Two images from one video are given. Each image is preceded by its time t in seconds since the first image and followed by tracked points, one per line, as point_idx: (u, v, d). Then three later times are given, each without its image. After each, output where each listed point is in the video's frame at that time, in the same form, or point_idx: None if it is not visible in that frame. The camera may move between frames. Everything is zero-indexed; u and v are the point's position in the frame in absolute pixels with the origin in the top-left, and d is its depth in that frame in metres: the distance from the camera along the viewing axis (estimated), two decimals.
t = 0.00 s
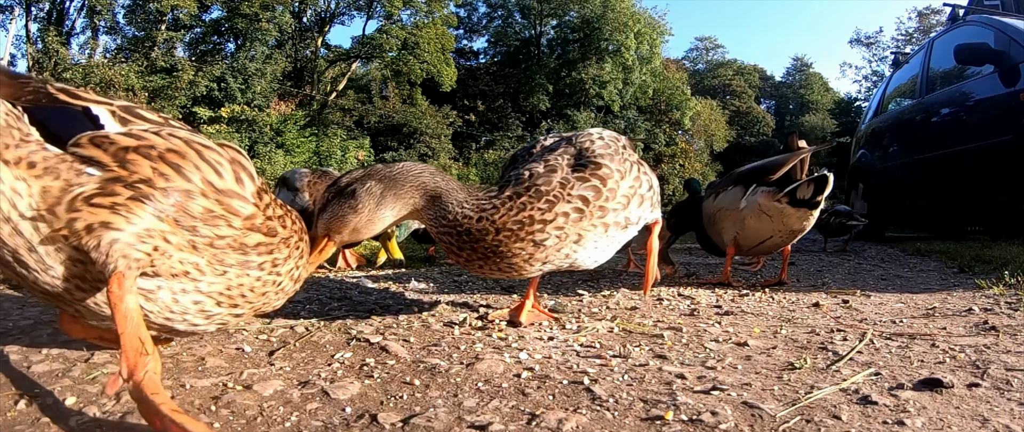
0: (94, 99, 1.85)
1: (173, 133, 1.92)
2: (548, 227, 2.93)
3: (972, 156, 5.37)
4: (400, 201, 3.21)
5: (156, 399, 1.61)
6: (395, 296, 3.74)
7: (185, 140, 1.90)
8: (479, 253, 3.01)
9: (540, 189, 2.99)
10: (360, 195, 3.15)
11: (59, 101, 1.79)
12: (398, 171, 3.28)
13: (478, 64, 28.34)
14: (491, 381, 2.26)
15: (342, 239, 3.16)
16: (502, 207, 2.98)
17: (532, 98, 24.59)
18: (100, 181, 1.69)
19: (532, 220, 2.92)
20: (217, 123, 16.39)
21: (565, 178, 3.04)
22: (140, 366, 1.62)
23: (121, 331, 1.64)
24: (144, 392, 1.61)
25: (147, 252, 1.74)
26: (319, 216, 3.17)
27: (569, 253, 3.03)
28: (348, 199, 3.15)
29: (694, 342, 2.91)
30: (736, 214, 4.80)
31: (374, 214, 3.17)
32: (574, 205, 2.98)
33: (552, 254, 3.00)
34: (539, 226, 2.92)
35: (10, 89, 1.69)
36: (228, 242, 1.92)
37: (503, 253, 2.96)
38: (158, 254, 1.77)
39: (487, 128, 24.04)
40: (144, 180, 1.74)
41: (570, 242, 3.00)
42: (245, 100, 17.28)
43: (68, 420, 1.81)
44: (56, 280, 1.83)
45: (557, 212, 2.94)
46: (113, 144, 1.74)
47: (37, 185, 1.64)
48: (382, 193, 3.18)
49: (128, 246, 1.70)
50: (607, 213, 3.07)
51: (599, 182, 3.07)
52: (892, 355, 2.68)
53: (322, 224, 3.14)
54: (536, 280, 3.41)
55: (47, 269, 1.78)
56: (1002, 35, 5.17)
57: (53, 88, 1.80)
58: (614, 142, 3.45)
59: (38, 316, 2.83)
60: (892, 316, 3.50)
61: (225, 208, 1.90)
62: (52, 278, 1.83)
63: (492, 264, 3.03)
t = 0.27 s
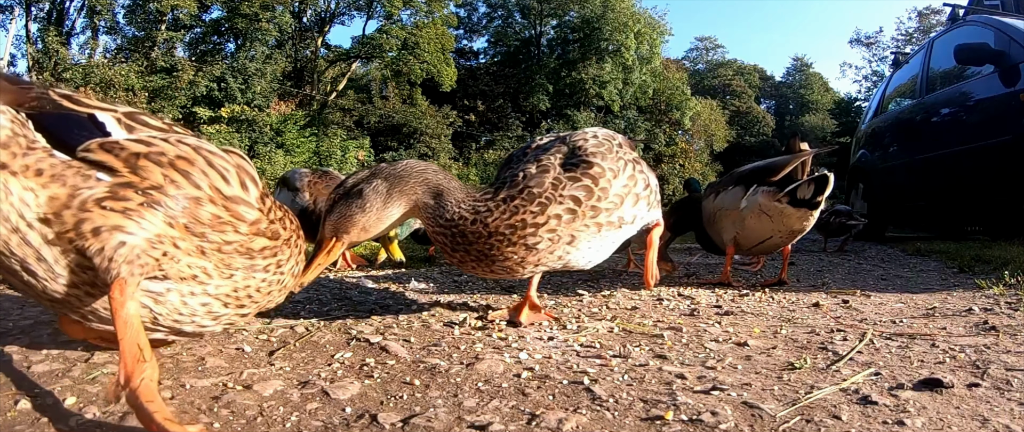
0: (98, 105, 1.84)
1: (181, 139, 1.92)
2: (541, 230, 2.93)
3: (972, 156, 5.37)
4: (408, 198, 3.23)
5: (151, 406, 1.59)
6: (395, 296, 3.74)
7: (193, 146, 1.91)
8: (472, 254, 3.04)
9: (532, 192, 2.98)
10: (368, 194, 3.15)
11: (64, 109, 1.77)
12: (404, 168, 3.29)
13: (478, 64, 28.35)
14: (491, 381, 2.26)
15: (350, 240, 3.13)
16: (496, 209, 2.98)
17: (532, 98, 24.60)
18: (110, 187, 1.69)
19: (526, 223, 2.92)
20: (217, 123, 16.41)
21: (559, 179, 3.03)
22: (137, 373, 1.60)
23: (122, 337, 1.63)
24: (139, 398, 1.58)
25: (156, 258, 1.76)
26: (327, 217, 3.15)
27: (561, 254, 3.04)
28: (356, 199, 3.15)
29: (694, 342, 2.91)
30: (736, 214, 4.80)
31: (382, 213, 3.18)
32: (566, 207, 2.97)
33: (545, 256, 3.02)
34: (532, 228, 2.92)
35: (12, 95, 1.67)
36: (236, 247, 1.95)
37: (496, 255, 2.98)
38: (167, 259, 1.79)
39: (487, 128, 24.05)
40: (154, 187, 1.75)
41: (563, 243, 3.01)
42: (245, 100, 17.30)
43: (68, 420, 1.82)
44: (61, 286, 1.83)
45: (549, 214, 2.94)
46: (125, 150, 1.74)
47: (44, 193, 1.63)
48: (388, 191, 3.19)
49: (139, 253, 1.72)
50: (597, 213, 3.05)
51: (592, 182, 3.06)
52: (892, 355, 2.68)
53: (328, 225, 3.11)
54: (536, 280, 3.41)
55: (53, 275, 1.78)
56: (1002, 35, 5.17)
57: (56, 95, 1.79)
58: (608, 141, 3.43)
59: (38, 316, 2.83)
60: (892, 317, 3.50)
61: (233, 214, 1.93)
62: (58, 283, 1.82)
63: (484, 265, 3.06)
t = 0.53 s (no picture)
0: (90, 96, 1.87)
1: (169, 131, 1.92)
2: (554, 224, 2.92)
3: (973, 155, 5.36)
4: (398, 203, 3.20)
5: (157, 394, 1.63)
6: (395, 296, 3.74)
7: (179, 137, 1.91)
8: (485, 251, 2.99)
9: (546, 188, 2.99)
10: (355, 198, 3.12)
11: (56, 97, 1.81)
12: (395, 174, 3.26)
13: (478, 64, 28.34)
14: (491, 380, 2.26)
15: (334, 240, 3.12)
16: (508, 204, 2.98)
17: (532, 98, 24.61)
18: (93, 179, 1.71)
19: (538, 217, 2.92)
20: (217, 123, 16.41)
21: (571, 177, 3.05)
22: (140, 363, 1.63)
23: (119, 328, 1.65)
24: (143, 389, 1.62)
25: (134, 249, 1.74)
26: (313, 218, 3.13)
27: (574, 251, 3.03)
28: (341, 200, 3.13)
29: (693, 342, 2.91)
30: (735, 213, 4.80)
31: (371, 216, 3.14)
32: (581, 205, 2.97)
33: (558, 251, 2.99)
34: (545, 224, 2.92)
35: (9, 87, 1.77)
36: (221, 239, 1.91)
37: (510, 249, 2.94)
38: (147, 251, 1.77)
39: (487, 128, 24.05)
40: (135, 178, 1.75)
41: (576, 240, 2.99)
42: (245, 100, 17.31)
43: (68, 419, 1.82)
44: (52, 278, 1.83)
45: (563, 209, 2.94)
46: (105, 142, 1.75)
47: (32, 179, 1.66)
48: (379, 196, 3.16)
49: (116, 243, 1.71)
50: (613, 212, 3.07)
51: (604, 181, 3.08)
52: (892, 355, 2.68)
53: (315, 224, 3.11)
54: (536, 280, 3.41)
55: (42, 266, 1.79)
56: (1001, 35, 5.17)
57: (50, 84, 1.83)
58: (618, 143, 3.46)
59: (38, 316, 2.83)
60: (892, 316, 3.50)
61: (219, 206, 1.90)
62: (49, 275, 1.83)
63: (497, 263, 3.01)
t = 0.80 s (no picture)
0: (90, 95, 1.87)
1: (170, 130, 1.92)
2: (554, 224, 2.93)
3: (973, 156, 5.36)
4: (396, 204, 3.19)
5: (157, 394, 1.63)
6: (395, 296, 3.74)
7: (178, 137, 1.90)
8: (485, 251, 2.99)
9: (546, 187, 2.99)
10: (355, 197, 3.12)
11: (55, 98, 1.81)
12: (395, 174, 3.26)
13: (478, 64, 28.33)
14: (491, 381, 2.26)
15: (335, 240, 3.12)
16: (508, 204, 2.98)
17: (532, 98, 24.62)
18: (93, 179, 1.71)
19: (538, 217, 2.92)
20: (217, 123, 16.41)
21: (572, 177, 3.05)
22: (140, 363, 1.63)
23: (119, 327, 1.65)
24: (143, 389, 1.62)
25: (133, 249, 1.74)
26: (313, 216, 3.13)
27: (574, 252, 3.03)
28: (341, 200, 3.13)
29: (693, 342, 2.91)
30: (735, 214, 4.81)
31: (370, 216, 3.13)
32: (581, 205, 2.97)
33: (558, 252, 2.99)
34: (545, 224, 2.92)
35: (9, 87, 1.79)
36: (221, 239, 1.91)
37: (510, 250, 2.94)
38: (146, 251, 1.77)
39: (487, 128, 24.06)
40: (136, 178, 1.75)
41: (576, 240, 2.99)
42: (245, 100, 17.31)
43: (68, 419, 1.82)
44: (52, 277, 1.83)
45: (564, 210, 2.94)
46: (103, 142, 1.75)
47: (32, 178, 1.66)
48: (379, 195, 3.16)
49: (116, 243, 1.71)
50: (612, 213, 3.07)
51: (606, 181, 3.08)
52: (892, 355, 2.68)
53: (316, 224, 3.10)
54: (536, 280, 3.41)
55: (41, 265, 1.78)
56: (1002, 35, 5.17)
57: (50, 85, 1.83)
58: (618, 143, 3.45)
59: (38, 316, 2.83)
60: (892, 316, 3.50)
61: (218, 206, 1.90)
62: (47, 274, 1.83)
63: (498, 263, 3.01)
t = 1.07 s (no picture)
0: (93, 98, 1.85)
1: (173, 132, 1.91)
2: (551, 226, 2.93)
3: (973, 156, 5.37)
4: (398, 201, 3.20)
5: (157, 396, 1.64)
6: (395, 296, 3.74)
7: (182, 138, 1.89)
8: (482, 251, 3.00)
9: (543, 188, 2.99)
10: (357, 195, 3.10)
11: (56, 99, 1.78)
12: (397, 172, 3.26)
13: (478, 64, 28.33)
14: (491, 381, 2.26)
15: (337, 240, 3.06)
16: (505, 206, 2.98)
17: (532, 98, 24.63)
18: (97, 180, 1.70)
19: (535, 218, 2.93)
20: (217, 123, 16.43)
21: (571, 177, 3.05)
22: (140, 364, 1.64)
23: (120, 329, 1.64)
24: (144, 390, 1.63)
25: (137, 250, 1.74)
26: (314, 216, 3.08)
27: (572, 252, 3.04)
28: (344, 199, 3.09)
29: (693, 342, 2.91)
30: (735, 214, 4.81)
31: (371, 214, 3.12)
32: (578, 205, 2.97)
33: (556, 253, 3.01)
34: (543, 224, 2.93)
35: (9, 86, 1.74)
36: (225, 241, 1.91)
37: (507, 251, 2.95)
38: (150, 252, 1.76)
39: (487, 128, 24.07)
40: (141, 178, 1.74)
41: (573, 241, 3.00)
42: (245, 100, 17.31)
43: (68, 419, 1.82)
44: (53, 277, 1.83)
45: (560, 211, 2.94)
46: (108, 143, 1.74)
47: (34, 182, 1.65)
48: (380, 193, 3.15)
49: (122, 245, 1.71)
50: (609, 213, 3.06)
51: (604, 180, 3.08)
52: (892, 356, 2.68)
53: (318, 224, 3.03)
54: (536, 280, 3.41)
55: (46, 267, 1.79)
56: (1002, 35, 5.17)
57: (51, 86, 1.80)
58: (617, 142, 3.45)
59: (38, 316, 2.83)
60: (892, 316, 3.50)
61: (222, 207, 1.90)
62: (51, 276, 1.83)
63: (494, 264, 3.03)
